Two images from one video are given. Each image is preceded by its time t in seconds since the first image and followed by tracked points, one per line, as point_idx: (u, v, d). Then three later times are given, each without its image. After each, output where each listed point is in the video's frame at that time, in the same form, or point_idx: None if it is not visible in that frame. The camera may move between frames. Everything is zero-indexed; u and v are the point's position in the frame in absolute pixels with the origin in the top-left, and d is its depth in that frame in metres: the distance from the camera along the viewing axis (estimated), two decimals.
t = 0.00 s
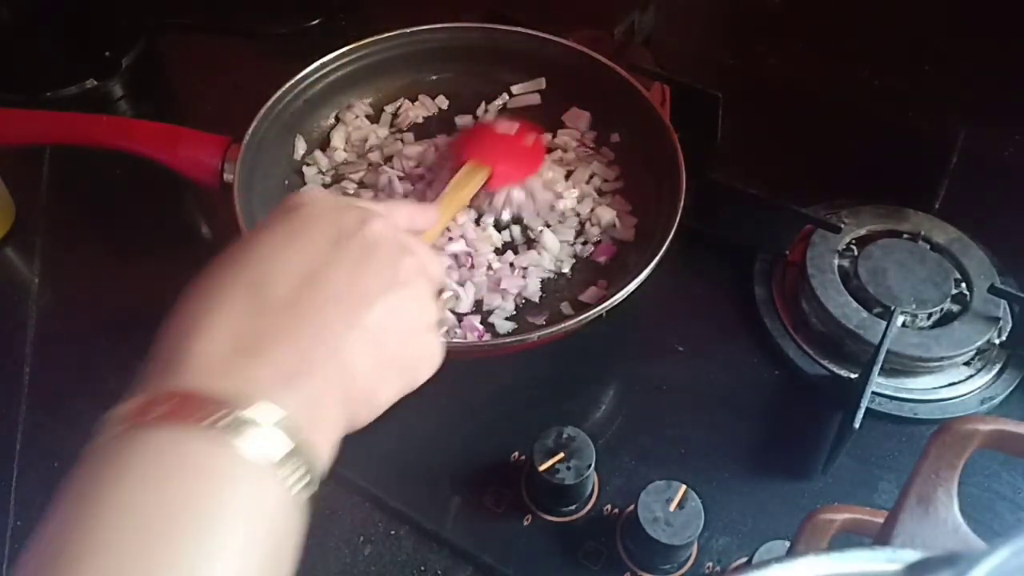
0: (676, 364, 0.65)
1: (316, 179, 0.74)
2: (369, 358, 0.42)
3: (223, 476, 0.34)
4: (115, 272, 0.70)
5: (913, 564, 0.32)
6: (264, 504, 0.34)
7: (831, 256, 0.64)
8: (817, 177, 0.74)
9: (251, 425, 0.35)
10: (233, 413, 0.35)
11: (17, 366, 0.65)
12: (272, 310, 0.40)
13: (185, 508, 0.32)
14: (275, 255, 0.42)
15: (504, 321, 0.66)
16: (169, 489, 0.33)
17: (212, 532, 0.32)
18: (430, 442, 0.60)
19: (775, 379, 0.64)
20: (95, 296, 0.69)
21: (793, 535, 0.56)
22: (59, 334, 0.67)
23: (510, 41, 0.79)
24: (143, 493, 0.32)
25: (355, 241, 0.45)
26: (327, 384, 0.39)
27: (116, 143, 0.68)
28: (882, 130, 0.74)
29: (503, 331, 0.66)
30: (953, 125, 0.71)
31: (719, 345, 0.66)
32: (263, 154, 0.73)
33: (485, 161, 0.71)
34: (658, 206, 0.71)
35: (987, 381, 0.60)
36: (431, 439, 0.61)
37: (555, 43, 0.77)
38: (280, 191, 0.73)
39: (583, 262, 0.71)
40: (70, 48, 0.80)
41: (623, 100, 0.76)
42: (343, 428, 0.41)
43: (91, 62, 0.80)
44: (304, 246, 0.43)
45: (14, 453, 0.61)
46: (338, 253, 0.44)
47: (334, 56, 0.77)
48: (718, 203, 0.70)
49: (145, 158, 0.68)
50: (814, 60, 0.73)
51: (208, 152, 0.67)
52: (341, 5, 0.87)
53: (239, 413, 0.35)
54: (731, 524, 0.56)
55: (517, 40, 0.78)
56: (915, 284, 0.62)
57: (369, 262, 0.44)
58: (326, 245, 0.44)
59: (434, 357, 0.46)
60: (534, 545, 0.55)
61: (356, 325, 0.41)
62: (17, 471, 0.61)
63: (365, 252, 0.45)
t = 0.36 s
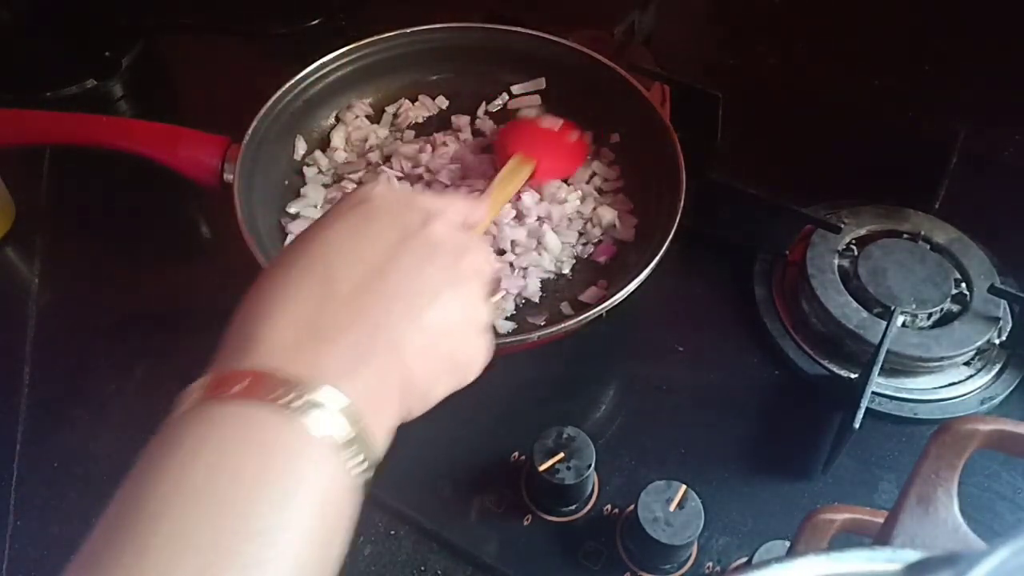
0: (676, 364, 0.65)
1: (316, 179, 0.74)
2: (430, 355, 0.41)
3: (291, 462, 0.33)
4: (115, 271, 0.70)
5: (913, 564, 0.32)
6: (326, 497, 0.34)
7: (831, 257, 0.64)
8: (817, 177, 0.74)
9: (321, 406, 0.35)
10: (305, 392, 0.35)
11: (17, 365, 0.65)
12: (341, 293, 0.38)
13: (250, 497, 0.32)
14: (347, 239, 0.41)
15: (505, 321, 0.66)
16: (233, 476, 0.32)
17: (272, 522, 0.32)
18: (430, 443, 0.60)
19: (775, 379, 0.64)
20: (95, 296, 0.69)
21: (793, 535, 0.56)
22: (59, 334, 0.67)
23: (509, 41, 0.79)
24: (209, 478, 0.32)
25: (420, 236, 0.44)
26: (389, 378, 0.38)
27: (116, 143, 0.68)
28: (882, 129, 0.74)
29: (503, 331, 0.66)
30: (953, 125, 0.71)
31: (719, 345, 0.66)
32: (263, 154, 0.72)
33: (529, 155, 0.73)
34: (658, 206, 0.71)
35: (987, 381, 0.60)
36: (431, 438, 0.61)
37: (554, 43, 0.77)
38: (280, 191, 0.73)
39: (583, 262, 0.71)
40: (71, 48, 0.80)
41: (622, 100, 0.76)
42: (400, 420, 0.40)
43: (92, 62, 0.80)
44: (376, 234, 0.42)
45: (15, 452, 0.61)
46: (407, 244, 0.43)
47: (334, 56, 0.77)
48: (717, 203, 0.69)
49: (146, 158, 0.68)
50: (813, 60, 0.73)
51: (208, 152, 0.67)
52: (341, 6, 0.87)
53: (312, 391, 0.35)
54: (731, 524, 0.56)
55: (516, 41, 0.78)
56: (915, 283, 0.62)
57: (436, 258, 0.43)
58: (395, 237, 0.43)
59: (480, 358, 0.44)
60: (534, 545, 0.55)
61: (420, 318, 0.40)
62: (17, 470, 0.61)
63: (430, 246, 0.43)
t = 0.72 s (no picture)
0: (675, 364, 0.65)
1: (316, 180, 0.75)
2: (394, 322, 0.40)
3: (260, 431, 0.32)
4: (115, 271, 0.70)
5: (913, 564, 0.32)
6: (299, 460, 0.33)
7: (831, 256, 0.64)
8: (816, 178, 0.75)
9: (292, 369, 0.34)
10: (273, 358, 0.34)
11: (17, 365, 0.65)
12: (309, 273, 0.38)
13: (221, 467, 0.31)
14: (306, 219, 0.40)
15: (506, 320, 0.66)
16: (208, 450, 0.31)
17: (246, 491, 0.31)
18: (430, 442, 0.60)
19: (775, 379, 0.63)
20: (95, 296, 0.69)
21: (793, 535, 0.56)
22: (58, 334, 0.67)
23: (507, 41, 0.78)
24: (179, 449, 0.30)
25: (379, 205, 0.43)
26: (358, 343, 0.38)
27: (116, 143, 0.68)
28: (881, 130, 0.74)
29: (504, 330, 0.66)
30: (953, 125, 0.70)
31: (719, 345, 0.66)
32: (263, 154, 0.72)
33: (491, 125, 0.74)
34: (658, 205, 0.71)
35: (987, 381, 0.60)
36: (431, 438, 0.61)
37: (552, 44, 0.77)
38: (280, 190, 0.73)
39: (583, 262, 0.71)
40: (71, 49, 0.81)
41: (622, 100, 0.76)
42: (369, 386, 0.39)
43: (92, 62, 0.80)
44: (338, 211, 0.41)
45: (15, 452, 0.61)
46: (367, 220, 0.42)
47: (334, 56, 0.77)
48: (717, 203, 0.69)
49: (146, 158, 0.69)
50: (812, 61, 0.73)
51: (208, 151, 0.67)
52: (342, 6, 0.87)
53: (279, 356, 0.34)
54: (730, 524, 0.56)
55: (514, 40, 0.78)
56: (915, 283, 0.62)
57: (398, 224, 0.43)
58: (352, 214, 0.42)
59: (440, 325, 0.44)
60: (534, 545, 0.55)
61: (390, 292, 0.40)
62: (17, 470, 0.61)
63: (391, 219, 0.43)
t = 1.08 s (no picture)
0: (676, 365, 0.65)
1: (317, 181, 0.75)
2: (350, 559, 0.42)
3: None
4: (115, 271, 0.70)
5: (913, 564, 0.32)
6: None
7: (831, 256, 0.64)
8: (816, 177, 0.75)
9: None
10: None
11: (17, 365, 0.65)
12: (278, 467, 0.44)
13: None
14: (319, 407, 0.44)
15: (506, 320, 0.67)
16: (251, 544, 0.42)
17: None
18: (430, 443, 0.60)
19: (775, 379, 0.63)
20: (95, 296, 0.69)
21: (793, 535, 0.56)
22: (58, 334, 0.67)
23: (508, 40, 0.78)
24: None
25: (314, 388, 0.44)
26: None
27: (116, 143, 0.68)
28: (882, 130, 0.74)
29: (503, 330, 0.66)
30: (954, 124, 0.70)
31: (719, 345, 0.66)
32: (263, 155, 0.71)
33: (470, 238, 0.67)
34: (659, 204, 0.71)
35: (987, 381, 0.60)
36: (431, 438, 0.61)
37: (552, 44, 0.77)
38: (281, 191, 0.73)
39: (583, 262, 0.71)
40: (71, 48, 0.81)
41: (621, 100, 0.75)
42: None
43: (92, 63, 0.80)
44: (352, 384, 0.44)
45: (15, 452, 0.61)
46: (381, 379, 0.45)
47: (334, 55, 0.76)
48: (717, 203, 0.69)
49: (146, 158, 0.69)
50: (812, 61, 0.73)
51: (208, 151, 0.67)
52: (342, 6, 0.87)
53: None
54: (731, 524, 0.56)
55: (514, 40, 0.78)
56: (915, 283, 0.62)
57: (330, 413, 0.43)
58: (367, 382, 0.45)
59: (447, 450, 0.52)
60: (535, 546, 0.55)
61: (410, 454, 0.44)
62: (18, 470, 0.61)
63: (394, 383, 0.45)
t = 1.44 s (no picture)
0: (676, 365, 0.65)
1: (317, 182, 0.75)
2: (313, 475, 0.41)
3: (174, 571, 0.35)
4: (115, 271, 0.70)
5: (912, 564, 0.32)
6: None
7: (831, 256, 0.64)
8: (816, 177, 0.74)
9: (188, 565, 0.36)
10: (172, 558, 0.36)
11: (17, 365, 0.65)
12: (255, 377, 0.42)
13: None
14: (301, 327, 0.44)
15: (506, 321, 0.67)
16: (232, 443, 0.40)
17: None
18: (430, 443, 0.60)
19: (775, 379, 0.63)
20: (95, 296, 0.69)
21: (792, 535, 0.56)
22: (58, 334, 0.67)
23: (508, 41, 0.78)
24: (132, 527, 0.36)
25: (295, 309, 0.45)
26: (267, 530, 0.39)
27: (116, 143, 0.68)
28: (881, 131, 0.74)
29: (503, 330, 0.66)
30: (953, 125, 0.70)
31: (719, 345, 0.66)
32: (263, 156, 0.72)
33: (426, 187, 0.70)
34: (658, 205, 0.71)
35: (987, 381, 0.60)
36: (431, 437, 0.61)
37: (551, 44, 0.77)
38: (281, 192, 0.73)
39: (583, 263, 0.71)
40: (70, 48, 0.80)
41: (621, 100, 0.75)
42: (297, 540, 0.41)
43: (92, 62, 0.80)
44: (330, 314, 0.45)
45: (15, 452, 0.61)
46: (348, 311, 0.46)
47: (334, 56, 0.76)
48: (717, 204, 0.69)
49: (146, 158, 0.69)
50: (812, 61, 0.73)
51: (208, 151, 0.67)
52: (342, 6, 0.87)
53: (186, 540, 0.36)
54: (731, 524, 0.56)
55: (515, 40, 0.78)
56: (915, 283, 0.62)
57: (313, 331, 0.44)
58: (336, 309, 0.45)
59: (400, 388, 0.52)
60: (535, 545, 0.55)
61: (377, 376, 0.45)
62: (17, 470, 0.61)
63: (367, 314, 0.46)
